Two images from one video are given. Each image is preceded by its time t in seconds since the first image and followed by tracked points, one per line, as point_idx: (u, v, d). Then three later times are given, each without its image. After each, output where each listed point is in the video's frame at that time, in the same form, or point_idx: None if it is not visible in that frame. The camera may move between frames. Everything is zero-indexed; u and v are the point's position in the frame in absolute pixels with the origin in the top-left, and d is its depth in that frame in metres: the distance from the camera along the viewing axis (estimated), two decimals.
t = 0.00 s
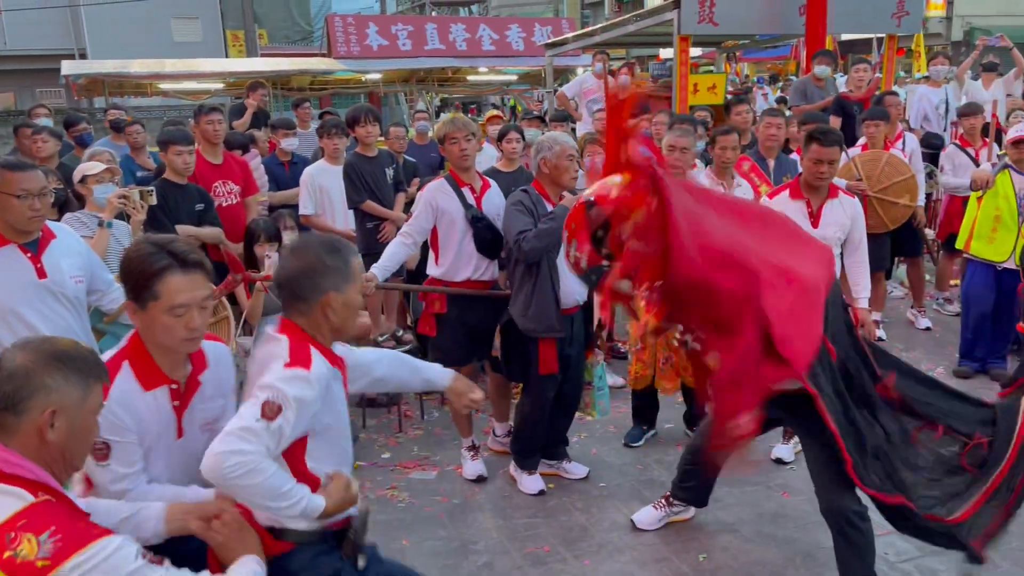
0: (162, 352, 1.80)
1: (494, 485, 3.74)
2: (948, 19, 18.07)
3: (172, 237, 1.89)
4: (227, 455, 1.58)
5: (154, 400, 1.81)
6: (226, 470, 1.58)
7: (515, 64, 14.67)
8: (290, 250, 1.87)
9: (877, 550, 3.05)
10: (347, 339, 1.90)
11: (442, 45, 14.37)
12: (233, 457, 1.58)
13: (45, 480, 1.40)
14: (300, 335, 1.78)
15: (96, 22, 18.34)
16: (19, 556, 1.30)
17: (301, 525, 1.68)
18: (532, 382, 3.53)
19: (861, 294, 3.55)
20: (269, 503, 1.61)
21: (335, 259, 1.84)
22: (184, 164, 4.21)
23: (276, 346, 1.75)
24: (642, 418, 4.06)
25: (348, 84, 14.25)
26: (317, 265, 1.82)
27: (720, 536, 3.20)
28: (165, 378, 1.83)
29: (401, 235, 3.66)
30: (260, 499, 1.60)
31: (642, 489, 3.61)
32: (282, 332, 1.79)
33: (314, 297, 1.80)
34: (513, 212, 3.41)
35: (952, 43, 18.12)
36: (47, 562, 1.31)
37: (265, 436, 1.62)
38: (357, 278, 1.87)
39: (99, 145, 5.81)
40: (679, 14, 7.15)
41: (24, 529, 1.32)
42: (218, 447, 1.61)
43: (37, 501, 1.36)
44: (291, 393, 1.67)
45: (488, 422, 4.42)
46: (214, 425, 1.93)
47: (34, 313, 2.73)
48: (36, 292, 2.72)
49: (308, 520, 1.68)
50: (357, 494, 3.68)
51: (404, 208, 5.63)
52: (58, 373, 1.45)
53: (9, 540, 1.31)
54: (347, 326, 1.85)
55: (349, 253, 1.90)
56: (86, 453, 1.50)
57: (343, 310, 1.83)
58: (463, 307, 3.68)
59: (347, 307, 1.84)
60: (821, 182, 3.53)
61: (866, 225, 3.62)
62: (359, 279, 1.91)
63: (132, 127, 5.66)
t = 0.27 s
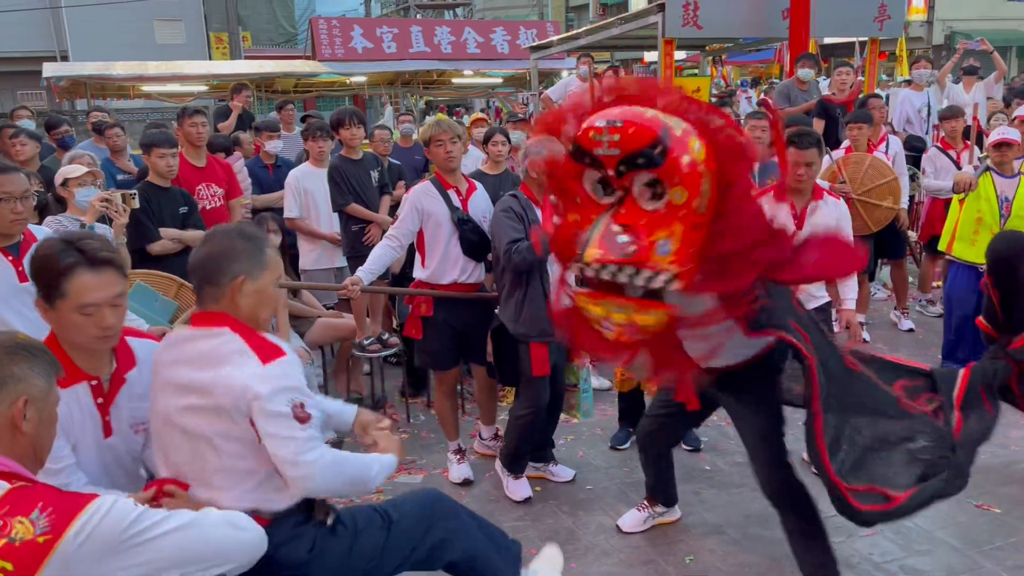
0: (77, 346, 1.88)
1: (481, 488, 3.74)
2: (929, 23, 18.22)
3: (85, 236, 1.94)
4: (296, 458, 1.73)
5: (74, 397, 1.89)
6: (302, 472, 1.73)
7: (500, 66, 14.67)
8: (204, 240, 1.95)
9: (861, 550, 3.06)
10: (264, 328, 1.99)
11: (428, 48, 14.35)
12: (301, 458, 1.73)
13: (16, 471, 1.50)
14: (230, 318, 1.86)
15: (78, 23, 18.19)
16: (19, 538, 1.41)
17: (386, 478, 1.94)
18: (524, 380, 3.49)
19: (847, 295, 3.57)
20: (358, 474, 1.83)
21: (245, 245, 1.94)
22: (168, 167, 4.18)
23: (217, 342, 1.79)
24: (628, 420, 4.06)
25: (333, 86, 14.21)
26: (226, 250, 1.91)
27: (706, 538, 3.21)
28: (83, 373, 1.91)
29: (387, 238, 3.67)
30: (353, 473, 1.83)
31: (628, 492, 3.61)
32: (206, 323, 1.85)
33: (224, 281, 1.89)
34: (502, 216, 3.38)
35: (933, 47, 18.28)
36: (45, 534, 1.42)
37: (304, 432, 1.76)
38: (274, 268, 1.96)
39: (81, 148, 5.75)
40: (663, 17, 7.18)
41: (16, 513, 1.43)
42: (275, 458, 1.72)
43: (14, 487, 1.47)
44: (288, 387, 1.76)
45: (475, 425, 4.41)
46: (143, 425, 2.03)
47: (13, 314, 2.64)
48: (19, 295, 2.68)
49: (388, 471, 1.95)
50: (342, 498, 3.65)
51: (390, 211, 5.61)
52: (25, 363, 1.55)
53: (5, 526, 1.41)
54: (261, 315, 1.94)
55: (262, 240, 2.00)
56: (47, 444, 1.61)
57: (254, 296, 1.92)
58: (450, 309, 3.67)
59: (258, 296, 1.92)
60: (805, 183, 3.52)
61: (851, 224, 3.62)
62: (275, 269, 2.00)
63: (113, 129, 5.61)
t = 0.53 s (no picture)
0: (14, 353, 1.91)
1: (475, 491, 3.73)
2: (921, 26, 18.29)
3: None
4: (315, 408, 1.98)
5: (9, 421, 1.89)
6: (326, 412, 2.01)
7: (493, 69, 14.67)
8: (125, 237, 1.90)
9: (855, 552, 3.07)
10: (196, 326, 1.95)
11: (420, 50, 14.35)
12: (320, 403, 1.99)
13: (40, 480, 1.50)
14: (169, 314, 1.82)
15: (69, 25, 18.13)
16: (59, 549, 1.44)
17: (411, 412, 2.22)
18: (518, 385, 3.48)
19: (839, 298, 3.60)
20: (376, 403, 2.11)
21: (168, 239, 1.89)
22: (161, 169, 4.17)
23: (172, 335, 1.78)
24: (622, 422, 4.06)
25: (325, 88, 14.19)
26: (149, 246, 1.87)
27: (700, 539, 3.21)
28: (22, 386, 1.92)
29: (381, 240, 3.67)
30: (377, 406, 2.11)
31: (623, 494, 3.61)
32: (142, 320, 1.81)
33: (147, 278, 1.85)
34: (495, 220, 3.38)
35: (925, 51, 18.35)
36: (88, 545, 1.46)
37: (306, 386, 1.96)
38: (201, 264, 1.92)
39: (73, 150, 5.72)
40: (656, 20, 7.20)
41: (56, 524, 1.45)
42: (294, 415, 1.94)
43: (45, 495, 1.47)
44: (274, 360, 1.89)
45: (469, 427, 4.41)
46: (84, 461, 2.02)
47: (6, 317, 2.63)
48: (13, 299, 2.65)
49: (414, 405, 2.23)
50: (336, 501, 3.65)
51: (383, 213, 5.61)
52: (55, 367, 1.54)
53: (43, 539, 1.43)
54: (190, 311, 1.90)
55: (188, 233, 1.95)
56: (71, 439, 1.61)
57: (181, 293, 1.88)
58: (444, 312, 3.66)
59: (184, 292, 1.89)
60: (796, 186, 3.54)
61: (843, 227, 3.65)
62: (203, 264, 1.95)
63: (104, 131, 5.59)
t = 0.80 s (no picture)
0: None
1: (473, 492, 3.73)
2: (918, 29, 18.31)
3: None
4: (269, 439, 1.97)
5: None
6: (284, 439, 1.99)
7: (491, 71, 14.67)
8: (75, 280, 1.88)
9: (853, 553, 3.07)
10: (152, 367, 1.92)
11: (418, 52, 14.34)
12: (275, 433, 1.98)
13: None
14: (117, 362, 1.82)
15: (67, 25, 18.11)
16: None
17: (385, 432, 2.16)
18: (516, 386, 3.49)
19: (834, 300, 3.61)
20: (344, 425, 2.08)
21: (121, 281, 1.86)
22: (160, 170, 4.16)
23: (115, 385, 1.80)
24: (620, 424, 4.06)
25: (323, 90, 14.19)
26: (100, 289, 1.84)
27: (698, 541, 3.21)
28: None
29: (379, 241, 3.68)
30: (345, 430, 2.08)
31: (621, 496, 3.62)
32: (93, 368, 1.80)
33: (98, 323, 1.82)
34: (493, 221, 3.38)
35: (922, 53, 18.39)
36: None
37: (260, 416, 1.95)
38: (156, 304, 1.89)
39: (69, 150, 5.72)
40: (654, 22, 7.21)
41: None
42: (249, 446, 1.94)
43: None
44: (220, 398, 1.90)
45: (467, 428, 4.41)
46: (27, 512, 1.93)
47: (5, 318, 2.64)
48: (11, 299, 2.65)
49: (387, 425, 2.18)
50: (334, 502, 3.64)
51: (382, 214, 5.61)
52: (187, 473, 1.55)
53: None
54: (143, 354, 1.88)
55: (141, 272, 1.91)
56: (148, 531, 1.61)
57: (134, 336, 1.85)
58: (443, 314, 3.66)
59: (137, 335, 1.86)
60: (792, 188, 3.54)
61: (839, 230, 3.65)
62: (158, 302, 1.92)
63: (99, 133, 5.59)
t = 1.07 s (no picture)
0: None
1: (474, 494, 3.73)
2: (918, 32, 18.33)
3: None
4: (237, 439, 1.85)
5: None
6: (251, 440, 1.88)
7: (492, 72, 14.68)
8: (34, 270, 1.80)
9: (854, 556, 3.08)
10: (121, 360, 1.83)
11: (419, 53, 14.36)
12: (244, 431, 1.86)
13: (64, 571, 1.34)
14: (87, 355, 1.71)
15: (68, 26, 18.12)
16: None
17: (350, 438, 2.08)
18: (520, 388, 3.49)
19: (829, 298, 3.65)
20: (311, 426, 1.98)
21: (83, 271, 1.78)
22: (162, 171, 4.17)
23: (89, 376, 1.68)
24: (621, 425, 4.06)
25: (324, 91, 14.22)
26: (62, 280, 1.75)
27: (699, 543, 3.22)
28: None
29: (382, 242, 3.68)
30: (311, 432, 1.98)
31: (622, 498, 3.62)
32: (65, 357, 1.71)
33: (61, 313, 1.73)
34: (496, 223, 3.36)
35: (922, 56, 18.43)
36: None
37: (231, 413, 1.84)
38: (121, 294, 1.82)
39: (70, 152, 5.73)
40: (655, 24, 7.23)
41: None
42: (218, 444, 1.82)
43: None
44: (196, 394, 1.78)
45: (468, 430, 4.41)
46: None
47: (8, 318, 2.65)
48: (14, 299, 2.67)
49: (353, 431, 2.09)
50: (335, 503, 3.65)
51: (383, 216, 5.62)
52: (108, 440, 1.44)
53: None
54: (111, 345, 1.78)
55: (103, 261, 1.84)
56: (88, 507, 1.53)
57: (99, 327, 1.76)
58: (445, 315, 3.66)
59: (103, 326, 1.77)
60: (787, 189, 3.59)
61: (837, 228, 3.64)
62: (122, 292, 1.84)
63: (100, 134, 5.60)
